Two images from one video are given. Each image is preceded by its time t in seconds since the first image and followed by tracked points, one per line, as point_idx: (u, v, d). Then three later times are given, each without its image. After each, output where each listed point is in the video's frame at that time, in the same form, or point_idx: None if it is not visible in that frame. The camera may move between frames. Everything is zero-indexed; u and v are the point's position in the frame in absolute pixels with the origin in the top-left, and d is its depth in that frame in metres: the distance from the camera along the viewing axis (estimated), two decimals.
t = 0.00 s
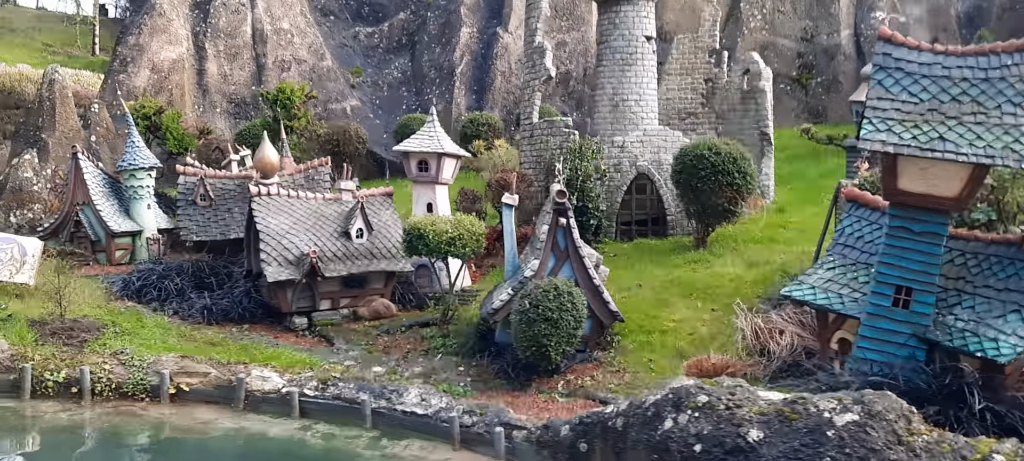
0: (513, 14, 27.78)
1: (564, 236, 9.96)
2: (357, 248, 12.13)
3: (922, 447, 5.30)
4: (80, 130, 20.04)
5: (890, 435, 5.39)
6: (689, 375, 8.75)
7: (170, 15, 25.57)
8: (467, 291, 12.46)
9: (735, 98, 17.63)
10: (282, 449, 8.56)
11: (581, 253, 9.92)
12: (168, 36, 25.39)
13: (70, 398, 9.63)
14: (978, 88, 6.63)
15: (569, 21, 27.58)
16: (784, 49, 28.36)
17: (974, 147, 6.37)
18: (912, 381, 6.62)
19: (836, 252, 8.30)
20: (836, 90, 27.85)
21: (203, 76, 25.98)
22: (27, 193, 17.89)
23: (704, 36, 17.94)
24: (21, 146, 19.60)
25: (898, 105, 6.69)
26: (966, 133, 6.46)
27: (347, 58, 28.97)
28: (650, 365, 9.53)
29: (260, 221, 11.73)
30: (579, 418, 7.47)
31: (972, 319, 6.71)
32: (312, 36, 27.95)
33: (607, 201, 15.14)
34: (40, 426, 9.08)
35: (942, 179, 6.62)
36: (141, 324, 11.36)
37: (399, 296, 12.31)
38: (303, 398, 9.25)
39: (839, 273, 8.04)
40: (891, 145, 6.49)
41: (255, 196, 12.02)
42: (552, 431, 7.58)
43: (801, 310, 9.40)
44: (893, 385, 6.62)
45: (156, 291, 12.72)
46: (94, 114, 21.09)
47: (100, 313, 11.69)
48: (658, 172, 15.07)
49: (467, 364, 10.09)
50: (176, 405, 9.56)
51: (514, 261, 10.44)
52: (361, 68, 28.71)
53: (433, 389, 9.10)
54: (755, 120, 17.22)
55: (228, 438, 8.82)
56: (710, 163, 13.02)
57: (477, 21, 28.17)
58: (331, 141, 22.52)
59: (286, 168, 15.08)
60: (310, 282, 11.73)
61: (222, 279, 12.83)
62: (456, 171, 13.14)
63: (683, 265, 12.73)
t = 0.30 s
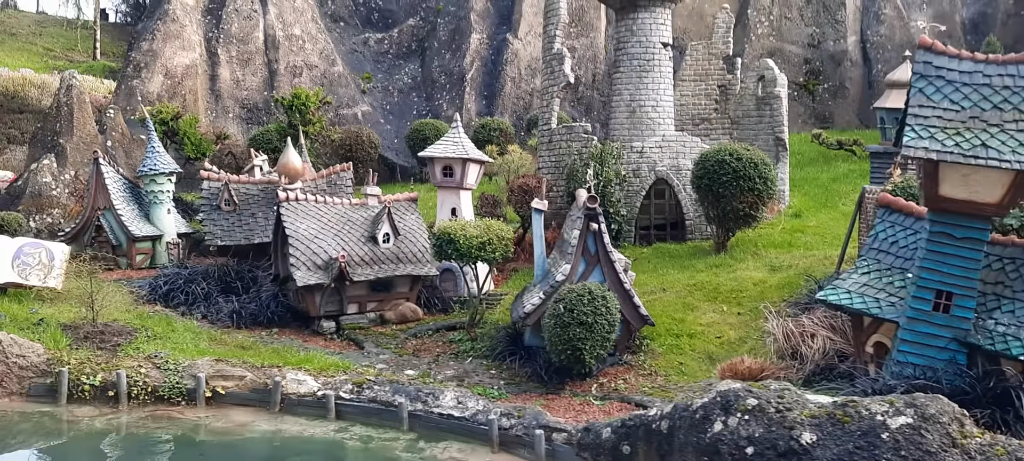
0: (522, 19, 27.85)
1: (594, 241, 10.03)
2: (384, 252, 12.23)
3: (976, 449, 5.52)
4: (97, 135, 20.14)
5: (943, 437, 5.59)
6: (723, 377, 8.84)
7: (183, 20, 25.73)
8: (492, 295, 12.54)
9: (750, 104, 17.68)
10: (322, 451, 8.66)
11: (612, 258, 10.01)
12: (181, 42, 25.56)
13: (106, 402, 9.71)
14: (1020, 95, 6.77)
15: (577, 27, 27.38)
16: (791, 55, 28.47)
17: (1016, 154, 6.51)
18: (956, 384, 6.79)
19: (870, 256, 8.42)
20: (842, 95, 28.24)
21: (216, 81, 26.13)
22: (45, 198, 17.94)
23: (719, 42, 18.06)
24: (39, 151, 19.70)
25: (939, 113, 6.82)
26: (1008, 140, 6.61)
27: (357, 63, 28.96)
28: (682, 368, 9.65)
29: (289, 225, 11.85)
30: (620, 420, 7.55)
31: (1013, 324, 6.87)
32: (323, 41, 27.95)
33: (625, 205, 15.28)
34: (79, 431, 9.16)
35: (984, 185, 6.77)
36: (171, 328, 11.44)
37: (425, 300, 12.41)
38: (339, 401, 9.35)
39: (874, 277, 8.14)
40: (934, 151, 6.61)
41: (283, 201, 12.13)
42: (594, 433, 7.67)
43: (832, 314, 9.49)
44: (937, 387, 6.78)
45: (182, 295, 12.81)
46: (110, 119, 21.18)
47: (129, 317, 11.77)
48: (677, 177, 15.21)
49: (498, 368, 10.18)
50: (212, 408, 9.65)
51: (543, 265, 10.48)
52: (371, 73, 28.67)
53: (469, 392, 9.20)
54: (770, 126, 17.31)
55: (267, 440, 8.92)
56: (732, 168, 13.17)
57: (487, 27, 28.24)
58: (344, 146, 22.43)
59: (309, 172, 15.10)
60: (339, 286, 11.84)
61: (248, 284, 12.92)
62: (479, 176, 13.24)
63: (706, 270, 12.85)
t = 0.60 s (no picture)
0: (531, 24, 27.92)
1: (623, 246, 10.06)
2: (408, 257, 12.27)
3: None
4: (112, 140, 20.18)
5: (997, 441, 5.73)
6: (756, 380, 8.85)
7: (193, 25, 25.86)
8: (516, 299, 12.60)
9: (765, 109, 17.74)
10: (358, 455, 8.70)
11: (641, 262, 10.05)
12: (192, 47, 25.69)
13: (140, 406, 9.75)
14: None
15: (586, 32, 27.34)
16: (798, 60, 28.59)
17: None
18: (999, 389, 7.02)
19: (904, 261, 8.50)
20: (849, 100, 28.45)
21: (226, 86, 26.25)
22: (61, 203, 17.96)
23: (732, 47, 18.14)
24: (54, 156, 19.76)
25: (979, 119, 6.93)
26: None
27: (366, 68, 28.98)
28: (713, 372, 9.71)
29: (315, 230, 11.91)
30: (660, 424, 7.60)
31: None
32: (333, 46, 27.98)
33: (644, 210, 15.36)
34: (114, 435, 9.20)
35: None
36: (199, 333, 11.47)
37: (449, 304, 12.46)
38: (373, 406, 9.40)
39: (909, 282, 8.22)
40: (975, 157, 6.71)
41: (309, 206, 12.19)
42: (634, 437, 7.72)
43: (861, 318, 9.55)
44: (981, 391, 7.01)
45: (206, 299, 12.84)
46: (122, 124, 21.20)
47: (155, 322, 11.79)
48: (695, 182, 15.33)
49: (527, 372, 10.22)
50: (245, 412, 9.70)
51: (572, 270, 10.60)
52: (380, 78, 28.64)
53: (502, 396, 9.25)
54: (785, 131, 17.40)
55: (303, 444, 8.97)
56: (753, 173, 13.27)
57: (496, 32, 28.33)
58: (354, 151, 22.52)
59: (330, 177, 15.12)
60: (364, 290, 11.86)
61: (271, 288, 12.94)
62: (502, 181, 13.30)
63: (728, 275, 12.92)
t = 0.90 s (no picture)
0: (536, 28, 27.97)
1: (648, 249, 10.09)
2: (428, 260, 12.31)
3: None
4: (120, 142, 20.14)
5: None
6: (784, 383, 8.89)
7: (199, 28, 25.83)
8: (536, 302, 12.63)
9: (775, 113, 17.83)
10: (388, 457, 8.72)
11: (666, 266, 10.10)
12: (198, 49, 25.67)
13: (166, 409, 9.75)
14: None
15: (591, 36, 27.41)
16: (801, 64, 28.72)
17: None
18: None
19: (931, 265, 8.57)
20: (852, 104, 28.49)
21: (231, 88, 26.25)
22: (71, 205, 17.93)
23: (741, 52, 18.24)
24: (63, 159, 19.73)
25: (1013, 124, 7.08)
26: None
27: (371, 71, 28.98)
28: (738, 375, 9.77)
29: (336, 233, 11.95)
30: (694, 427, 7.63)
31: None
32: (338, 49, 27.95)
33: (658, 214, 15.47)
34: (141, 438, 9.20)
35: None
36: (220, 336, 11.49)
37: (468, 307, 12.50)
38: (400, 408, 9.43)
39: (937, 285, 8.31)
40: (1009, 161, 6.87)
41: (329, 209, 12.23)
42: (667, 439, 7.76)
43: (885, 320, 9.61)
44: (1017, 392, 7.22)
45: (224, 302, 12.85)
46: (130, 126, 21.15)
47: (176, 325, 11.78)
48: (709, 186, 15.47)
49: (552, 375, 10.26)
50: (272, 415, 9.71)
51: (595, 273, 10.67)
52: (384, 81, 28.69)
53: (530, 399, 9.30)
54: (796, 135, 17.49)
55: (333, 446, 8.99)
56: (769, 177, 13.35)
57: (500, 35, 28.37)
58: (361, 154, 22.57)
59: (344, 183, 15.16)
60: (385, 293, 11.89)
61: (289, 291, 12.94)
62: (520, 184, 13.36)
63: (745, 278, 13.00)
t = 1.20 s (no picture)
0: (539, 31, 28.01)
1: (668, 252, 10.14)
2: (444, 263, 12.33)
3: None
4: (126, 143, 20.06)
5: None
6: (807, 386, 8.96)
7: (202, 29, 25.78)
8: (551, 304, 12.67)
9: (782, 117, 17.91)
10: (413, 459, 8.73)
11: (687, 269, 10.15)
12: (201, 51, 25.61)
13: (188, 411, 9.75)
14: None
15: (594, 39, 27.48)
16: (802, 67, 28.85)
17: None
18: None
19: (954, 268, 8.65)
20: (852, 108, 28.66)
21: (234, 90, 26.22)
22: (78, 207, 17.88)
23: (748, 56, 18.34)
24: (68, 160, 19.67)
25: None
26: None
27: (372, 74, 28.99)
28: (759, 377, 9.83)
29: (353, 236, 11.98)
30: (724, 429, 7.66)
31: None
32: (340, 51, 27.92)
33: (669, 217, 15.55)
34: (164, 440, 9.18)
35: None
36: (238, 338, 11.48)
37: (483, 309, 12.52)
38: (424, 411, 9.46)
39: (961, 288, 8.39)
40: None
41: (347, 211, 12.26)
42: (696, 442, 7.77)
43: (906, 323, 9.68)
44: None
45: (239, 304, 12.85)
46: (134, 128, 21.09)
47: (192, 327, 11.78)
48: (720, 189, 15.52)
49: (572, 378, 10.29)
50: (294, 417, 9.71)
51: (615, 275, 10.73)
52: (386, 83, 28.71)
53: (554, 401, 9.33)
54: (803, 139, 17.60)
55: (356, 449, 8.99)
56: (782, 180, 13.43)
57: (503, 38, 28.40)
58: (364, 156, 22.55)
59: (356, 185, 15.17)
60: (402, 296, 11.91)
61: (303, 295, 12.94)
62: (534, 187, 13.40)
63: (758, 280, 13.08)
